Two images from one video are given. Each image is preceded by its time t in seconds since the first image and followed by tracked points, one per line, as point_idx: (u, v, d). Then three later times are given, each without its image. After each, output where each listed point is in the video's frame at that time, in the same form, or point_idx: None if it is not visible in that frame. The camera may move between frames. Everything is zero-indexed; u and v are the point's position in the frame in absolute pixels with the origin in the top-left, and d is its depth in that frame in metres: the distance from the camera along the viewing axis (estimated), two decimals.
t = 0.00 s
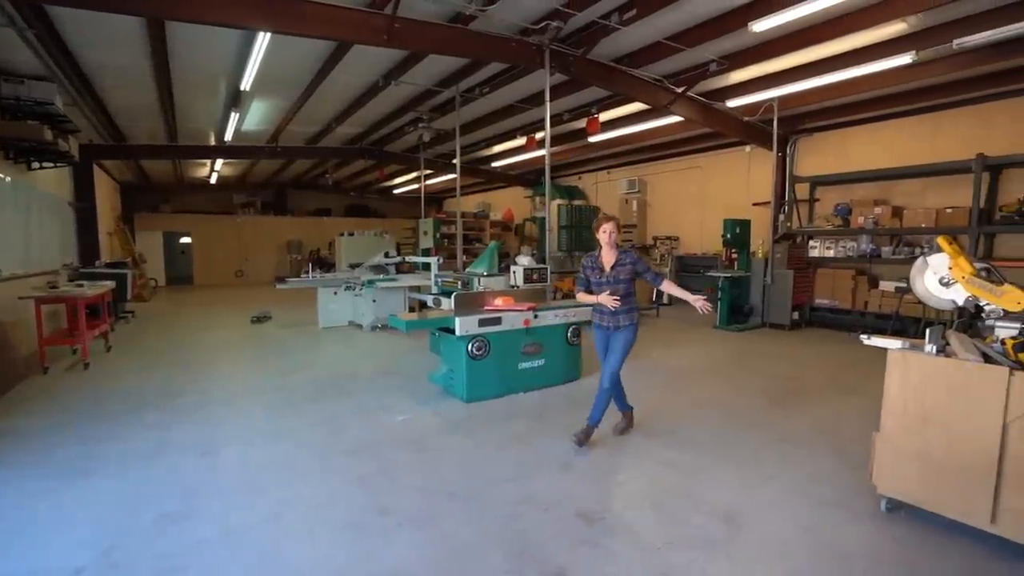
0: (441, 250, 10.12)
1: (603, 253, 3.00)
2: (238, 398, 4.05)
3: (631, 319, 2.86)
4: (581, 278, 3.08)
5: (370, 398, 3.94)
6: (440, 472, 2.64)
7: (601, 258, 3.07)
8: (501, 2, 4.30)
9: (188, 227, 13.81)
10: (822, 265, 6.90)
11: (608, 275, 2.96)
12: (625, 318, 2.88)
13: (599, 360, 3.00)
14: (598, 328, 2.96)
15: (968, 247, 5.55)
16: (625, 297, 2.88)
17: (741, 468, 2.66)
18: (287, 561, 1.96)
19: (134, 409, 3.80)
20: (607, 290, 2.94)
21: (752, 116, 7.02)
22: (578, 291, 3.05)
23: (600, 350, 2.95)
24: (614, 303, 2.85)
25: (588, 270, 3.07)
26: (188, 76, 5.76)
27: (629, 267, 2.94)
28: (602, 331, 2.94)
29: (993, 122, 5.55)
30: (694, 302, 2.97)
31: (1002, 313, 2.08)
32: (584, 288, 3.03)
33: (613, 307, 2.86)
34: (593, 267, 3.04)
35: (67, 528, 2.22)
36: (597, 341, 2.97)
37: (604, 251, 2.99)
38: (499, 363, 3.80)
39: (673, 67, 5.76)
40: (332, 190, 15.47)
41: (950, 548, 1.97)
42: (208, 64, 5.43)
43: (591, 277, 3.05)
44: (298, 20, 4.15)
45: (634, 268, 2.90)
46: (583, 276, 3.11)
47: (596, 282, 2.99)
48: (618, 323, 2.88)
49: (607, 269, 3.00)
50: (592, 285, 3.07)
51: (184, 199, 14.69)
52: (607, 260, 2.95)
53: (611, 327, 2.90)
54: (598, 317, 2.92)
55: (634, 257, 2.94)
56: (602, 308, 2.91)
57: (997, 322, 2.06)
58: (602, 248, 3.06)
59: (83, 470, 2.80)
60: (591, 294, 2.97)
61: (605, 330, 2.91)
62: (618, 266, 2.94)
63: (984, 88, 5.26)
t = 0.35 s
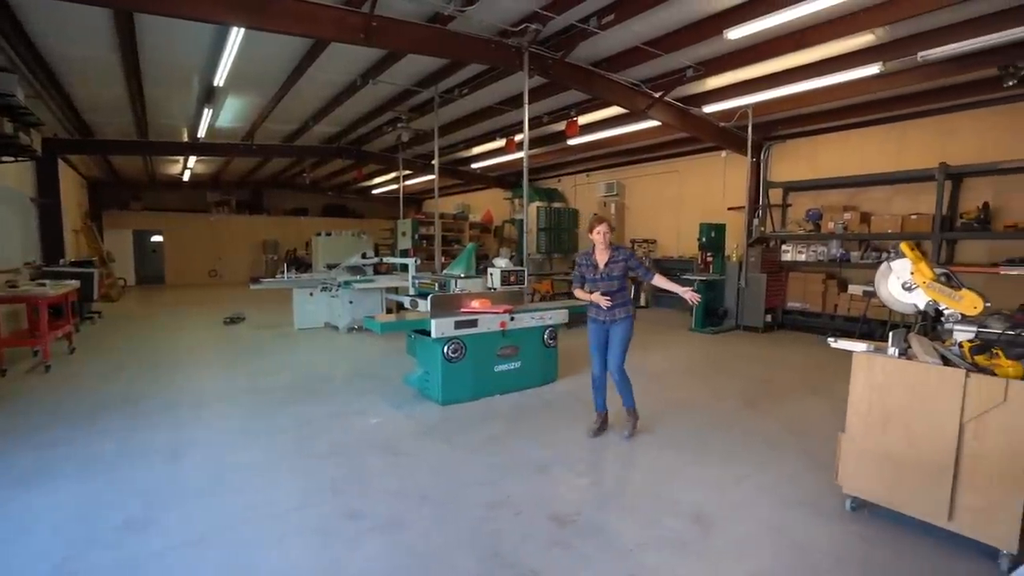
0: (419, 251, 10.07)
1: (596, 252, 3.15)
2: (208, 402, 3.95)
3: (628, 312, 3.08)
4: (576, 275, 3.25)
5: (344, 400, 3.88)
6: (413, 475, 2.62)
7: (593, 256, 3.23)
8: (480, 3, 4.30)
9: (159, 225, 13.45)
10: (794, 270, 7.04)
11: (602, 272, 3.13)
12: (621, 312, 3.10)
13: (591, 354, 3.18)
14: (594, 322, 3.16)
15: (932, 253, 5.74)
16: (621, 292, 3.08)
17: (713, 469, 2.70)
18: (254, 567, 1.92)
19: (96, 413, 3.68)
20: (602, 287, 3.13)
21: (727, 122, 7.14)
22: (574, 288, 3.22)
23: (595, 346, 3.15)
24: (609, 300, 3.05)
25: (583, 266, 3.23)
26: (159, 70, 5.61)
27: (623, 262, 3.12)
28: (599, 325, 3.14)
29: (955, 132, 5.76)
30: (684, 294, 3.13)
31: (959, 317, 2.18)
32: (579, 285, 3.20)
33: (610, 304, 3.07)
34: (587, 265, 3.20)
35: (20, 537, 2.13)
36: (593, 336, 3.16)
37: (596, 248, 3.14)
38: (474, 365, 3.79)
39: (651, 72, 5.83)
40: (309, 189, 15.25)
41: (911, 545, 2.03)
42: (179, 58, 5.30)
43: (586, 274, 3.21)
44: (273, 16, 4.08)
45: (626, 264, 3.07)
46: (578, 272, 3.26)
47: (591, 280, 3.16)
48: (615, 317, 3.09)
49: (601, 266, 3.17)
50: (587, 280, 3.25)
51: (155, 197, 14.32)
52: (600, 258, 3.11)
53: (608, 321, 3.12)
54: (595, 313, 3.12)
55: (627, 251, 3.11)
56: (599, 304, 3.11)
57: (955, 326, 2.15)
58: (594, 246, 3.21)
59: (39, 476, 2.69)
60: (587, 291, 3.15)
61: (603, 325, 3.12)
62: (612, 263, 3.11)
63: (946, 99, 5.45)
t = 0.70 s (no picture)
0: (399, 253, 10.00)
1: (598, 258, 3.33)
2: (178, 406, 3.86)
3: (627, 317, 3.31)
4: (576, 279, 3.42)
5: (319, 404, 3.82)
6: (388, 479, 2.59)
7: (592, 262, 3.42)
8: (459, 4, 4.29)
9: (131, 225, 13.11)
10: (769, 273, 7.15)
11: (604, 278, 3.32)
12: (621, 316, 3.32)
13: (585, 355, 3.34)
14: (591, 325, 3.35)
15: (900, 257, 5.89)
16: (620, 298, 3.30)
17: (688, 470, 2.72)
18: None
19: (58, 419, 3.55)
20: (604, 292, 3.32)
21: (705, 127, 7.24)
22: (575, 292, 3.38)
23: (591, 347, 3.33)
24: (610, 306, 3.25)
25: (583, 272, 3.40)
26: (129, 66, 5.47)
27: (622, 270, 3.34)
28: (598, 328, 3.34)
29: (922, 140, 5.93)
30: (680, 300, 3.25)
31: (924, 320, 2.24)
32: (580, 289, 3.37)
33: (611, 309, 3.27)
34: (588, 271, 3.38)
35: None
36: (591, 338, 3.34)
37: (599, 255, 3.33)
38: (452, 368, 3.76)
39: (630, 77, 5.89)
40: (287, 190, 15.03)
41: (877, 543, 2.07)
42: (151, 54, 5.17)
43: (587, 279, 3.39)
44: (248, 13, 4.01)
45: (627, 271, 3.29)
46: (577, 277, 3.42)
47: (593, 285, 3.34)
48: (615, 321, 3.30)
49: (602, 273, 3.37)
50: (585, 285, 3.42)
51: (126, 196, 13.95)
52: (604, 265, 3.30)
53: (608, 324, 3.33)
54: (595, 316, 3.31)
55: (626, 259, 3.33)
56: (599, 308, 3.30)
57: (920, 328, 2.22)
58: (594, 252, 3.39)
59: None
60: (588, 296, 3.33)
61: (604, 328, 3.32)
62: (613, 270, 3.32)
63: (914, 108, 5.61)
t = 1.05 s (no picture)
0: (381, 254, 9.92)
1: (598, 257, 3.45)
2: (153, 411, 3.77)
3: (624, 314, 3.44)
4: (577, 277, 3.54)
5: (299, 407, 3.76)
6: (368, 483, 2.56)
7: (593, 260, 3.54)
8: (441, 4, 4.28)
9: (106, 226, 12.82)
10: (750, 273, 7.25)
11: (604, 276, 3.45)
12: (618, 313, 3.45)
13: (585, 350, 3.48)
14: (589, 321, 3.48)
15: (876, 258, 6.01)
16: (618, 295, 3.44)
17: (669, 469, 2.73)
18: None
19: (27, 424, 3.45)
20: (603, 290, 3.44)
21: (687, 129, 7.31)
22: (575, 289, 3.50)
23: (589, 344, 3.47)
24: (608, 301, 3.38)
25: (584, 270, 3.52)
26: (103, 63, 5.35)
27: (621, 269, 3.46)
28: (596, 324, 3.46)
29: (896, 143, 6.06)
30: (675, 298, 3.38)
31: (897, 319, 2.29)
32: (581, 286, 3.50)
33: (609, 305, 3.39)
34: (588, 269, 3.50)
35: None
36: (590, 333, 3.47)
37: (599, 253, 3.45)
38: (433, 370, 3.74)
39: (612, 79, 5.93)
40: (268, 190, 14.82)
41: (851, 538, 2.10)
42: (126, 51, 5.07)
43: (587, 277, 3.52)
44: (226, 10, 3.95)
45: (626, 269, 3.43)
46: (578, 275, 3.55)
47: (593, 283, 3.47)
48: (613, 318, 3.43)
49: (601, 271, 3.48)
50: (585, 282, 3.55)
51: (102, 195, 13.64)
52: (604, 263, 3.43)
53: (606, 321, 3.45)
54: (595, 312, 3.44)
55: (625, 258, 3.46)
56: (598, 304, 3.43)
57: (892, 328, 2.26)
58: (595, 251, 3.50)
59: None
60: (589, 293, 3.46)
61: (602, 325, 3.44)
62: (612, 269, 3.44)
63: (889, 112, 5.74)
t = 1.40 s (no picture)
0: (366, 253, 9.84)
1: (585, 253, 3.48)
2: (133, 412, 3.70)
3: (610, 309, 3.46)
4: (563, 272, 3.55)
5: (283, 407, 3.72)
6: (352, 483, 2.53)
7: (579, 257, 3.56)
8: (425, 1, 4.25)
9: (85, 225, 12.55)
10: (735, 271, 7.31)
11: (591, 271, 3.48)
12: (606, 308, 3.47)
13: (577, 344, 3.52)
14: (577, 316, 3.49)
15: (858, 255, 6.10)
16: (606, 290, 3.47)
17: (655, 466, 2.74)
18: None
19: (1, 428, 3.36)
20: (591, 284, 3.46)
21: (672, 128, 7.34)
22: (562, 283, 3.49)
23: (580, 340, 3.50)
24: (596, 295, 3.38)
25: (571, 266, 3.53)
26: (79, 58, 5.22)
27: (607, 265, 3.52)
28: (584, 319, 3.46)
29: (877, 142, 6.15)
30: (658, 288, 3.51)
31: (876, 315, 2.32)
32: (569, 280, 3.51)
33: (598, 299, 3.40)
34: (576, 264, 3.51)
35: None
36: (578, 329, 3.46)
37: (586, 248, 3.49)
38: (419, 369, 3.71)
39: (597, 77, 5.93)
40: (252, 189, 14.63)
41: (832, 532, 2.13)
42: (102, 46, 4.96)
43: (574, 272, 3.52)
44: (205, 4, 3.87)
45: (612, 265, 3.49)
46: (565, 271, 3.55)
47: (581, 277, 3.48)
48: (601, 311, 3.44)
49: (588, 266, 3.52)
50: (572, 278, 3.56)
51: (80, 194, 13.35)
52: (592, 258, 3.46)
53: (593, 315, 3.45)
54: (584, 307, 3.45)
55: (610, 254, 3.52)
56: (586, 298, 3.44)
57: (872, 324, 2.30)
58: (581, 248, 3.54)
59: None
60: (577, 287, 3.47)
61: (591, 319, 3.44)
62: (599, 264, 3.49)
63: (869, 111, 5.82)
